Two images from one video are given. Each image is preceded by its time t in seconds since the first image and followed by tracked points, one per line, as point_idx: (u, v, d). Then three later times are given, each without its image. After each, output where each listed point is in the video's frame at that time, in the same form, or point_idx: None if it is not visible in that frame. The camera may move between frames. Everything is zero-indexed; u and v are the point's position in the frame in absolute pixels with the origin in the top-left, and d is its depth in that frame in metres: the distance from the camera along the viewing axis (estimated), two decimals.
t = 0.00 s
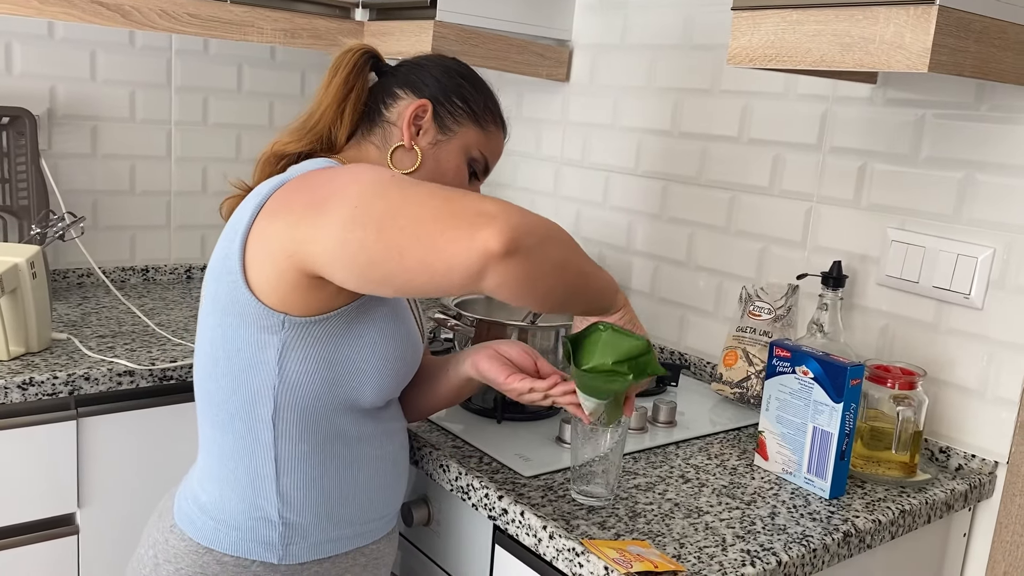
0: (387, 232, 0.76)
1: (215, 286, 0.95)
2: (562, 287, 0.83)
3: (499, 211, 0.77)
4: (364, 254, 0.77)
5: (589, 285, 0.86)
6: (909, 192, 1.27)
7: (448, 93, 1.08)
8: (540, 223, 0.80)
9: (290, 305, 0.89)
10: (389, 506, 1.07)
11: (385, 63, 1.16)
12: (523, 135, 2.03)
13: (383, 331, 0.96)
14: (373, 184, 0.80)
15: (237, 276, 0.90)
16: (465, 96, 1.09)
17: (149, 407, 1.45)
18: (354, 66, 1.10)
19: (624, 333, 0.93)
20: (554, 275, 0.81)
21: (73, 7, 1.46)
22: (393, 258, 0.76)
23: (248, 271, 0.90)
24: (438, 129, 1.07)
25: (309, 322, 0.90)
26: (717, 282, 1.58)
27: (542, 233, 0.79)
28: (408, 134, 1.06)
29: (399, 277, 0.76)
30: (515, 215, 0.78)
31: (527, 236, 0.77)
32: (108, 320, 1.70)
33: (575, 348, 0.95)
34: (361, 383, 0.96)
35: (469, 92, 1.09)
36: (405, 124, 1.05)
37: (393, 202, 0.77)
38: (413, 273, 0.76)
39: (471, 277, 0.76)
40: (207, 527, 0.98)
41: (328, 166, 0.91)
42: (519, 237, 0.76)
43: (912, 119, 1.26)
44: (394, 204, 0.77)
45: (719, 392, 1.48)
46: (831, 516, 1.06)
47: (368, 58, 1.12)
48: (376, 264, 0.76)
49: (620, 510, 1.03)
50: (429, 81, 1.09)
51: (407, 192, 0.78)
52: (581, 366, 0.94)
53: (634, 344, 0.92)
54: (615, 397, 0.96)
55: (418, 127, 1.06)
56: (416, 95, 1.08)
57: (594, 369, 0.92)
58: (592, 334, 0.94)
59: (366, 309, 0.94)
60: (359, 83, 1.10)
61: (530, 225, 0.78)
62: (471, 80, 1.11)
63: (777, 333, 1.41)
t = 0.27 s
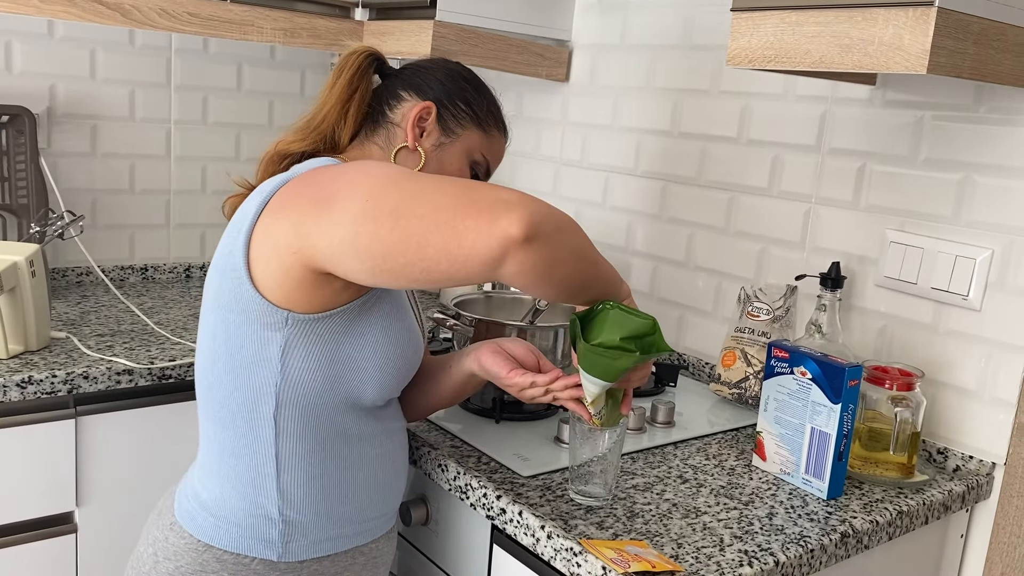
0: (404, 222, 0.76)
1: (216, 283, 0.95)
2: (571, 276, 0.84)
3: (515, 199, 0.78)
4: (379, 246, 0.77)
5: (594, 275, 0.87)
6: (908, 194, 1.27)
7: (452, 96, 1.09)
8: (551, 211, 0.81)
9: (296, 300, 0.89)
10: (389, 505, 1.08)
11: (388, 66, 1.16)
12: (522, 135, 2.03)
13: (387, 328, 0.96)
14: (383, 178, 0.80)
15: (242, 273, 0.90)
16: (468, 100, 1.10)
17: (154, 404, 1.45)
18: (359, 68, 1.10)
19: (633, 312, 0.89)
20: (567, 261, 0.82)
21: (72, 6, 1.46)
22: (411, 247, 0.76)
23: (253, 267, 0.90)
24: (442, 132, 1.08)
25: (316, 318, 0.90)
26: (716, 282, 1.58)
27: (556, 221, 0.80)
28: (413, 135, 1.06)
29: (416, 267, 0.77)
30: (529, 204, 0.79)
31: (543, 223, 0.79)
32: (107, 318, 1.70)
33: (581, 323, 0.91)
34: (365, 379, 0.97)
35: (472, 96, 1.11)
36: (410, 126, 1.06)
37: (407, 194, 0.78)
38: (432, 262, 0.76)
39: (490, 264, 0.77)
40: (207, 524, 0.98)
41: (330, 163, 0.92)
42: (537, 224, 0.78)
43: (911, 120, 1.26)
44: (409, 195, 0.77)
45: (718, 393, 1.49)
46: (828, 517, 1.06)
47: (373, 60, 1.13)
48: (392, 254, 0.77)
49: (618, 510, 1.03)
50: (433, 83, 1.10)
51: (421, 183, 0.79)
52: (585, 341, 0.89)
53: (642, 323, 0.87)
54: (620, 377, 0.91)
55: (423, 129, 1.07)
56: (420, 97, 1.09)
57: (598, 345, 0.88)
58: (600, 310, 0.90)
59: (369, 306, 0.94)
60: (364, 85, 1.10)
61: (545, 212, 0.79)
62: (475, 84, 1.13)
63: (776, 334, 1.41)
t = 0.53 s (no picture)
0: (414, 215, 0.77)
1: (219, 281, 0.95)
2: (577, 270, 0.85)
3: (523, 192, 0.79)
4: (387, 241, 0.77)
5: (599, 269, 0.88)
6: (908, 195, 1.28)
7: (453, 98, 1.09)
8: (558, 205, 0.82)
9: (301, 296, 0.89)
10: (390, 503, 1.08)
11: (389, 67, 1.16)
12: (523, 135, 2.03)
13: (389, 325, 0.96)
14: (389, 173, 0.81)
15: (246, 270, 0.90)
16: (469, 102, 1.10)
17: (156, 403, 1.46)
18: (361, 69, 1.10)
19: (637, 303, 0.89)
20: (575, 254, 0.83)
21: (74, 5, 1.46)
22: (421, 240, 0.76)
23: (257, 264, 0.90)
24: (443, 133, 1.08)
25: (321, 315, 0.90)
26: (716, 283, 1.59)
27: (565, 214, 0.81)
28: (414, 136, 1.07)
29: (426, 260, 0.77)
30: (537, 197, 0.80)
31: (552, 216, 0.79)
32: (108, 317, 1.70)
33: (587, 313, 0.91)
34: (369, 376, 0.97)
35: (473, 98, 1.11)
36: (411, 126, 1.06)
37: (415, 189, 0.78)
38: (443, 255, 0.77)
39: (501, 256, 0.77)
40: (208, 522, 0.98)
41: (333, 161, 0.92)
42: (546, 215, 0.78)
43: (911, 121, 1.27)
44: (417, 190, 0.78)
45: (718, 393, 1.49)
46: (828, 517, 1.06)
47: (375, 62, 1.13)
48: (402, 247, 0.77)
49: (619, 510, 1.03)
50: (435, 84, 1.10)
51: (429, 178, 0.79)
52: (590, 330, 0.89)
53: (647, 313, 0.88)
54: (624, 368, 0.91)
55: (424, 130, 1.07)
56: (421, 98, 1.09)
57: (603, 334, 0.88)
58: (603, 301, 0.90)
59: (371, 304, 0.94)
60: (366, 86, 1.10)
61: (554, 205, 0.80)
62: (476, 85, 1.13)
63: (776, 335, 1.41)
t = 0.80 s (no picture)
0: (416, 213, 0.76)
1: (218, 282, 0.95)
2: (578, 269, 0.85)
3: (525, 191, 0.79)
4: (388, 240, 0.77)
5: (600, 268, 0.88)
6: (908, 197, 1.28)
7: (453, 99, 1.09)
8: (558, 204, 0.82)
9: (301, 296, 0.89)
10: (389, 504, 1.08)
11: (389, 68, 1.16)
12: (523, 136, 2.03)
13: (389, 324, 0.96)
14: (390, 173, 0.80)
15: (246, 271, 0.90)
16: (469, 103, 1.10)
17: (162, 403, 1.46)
18: (360, 70, 1.11)
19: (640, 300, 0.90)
20: (575, 253, 0.83)
21: (74, 5, 1.46)
22: (423, 238, 0.76)
23: (257, 264, 0.90)
24: (442, 134, 1.08)
25: (320, 314, 0.90)
26: (716, 285, 1.59)
27: (565, 212, 0.81)
28: (414, 137, 1.06)
29: (428, 259, 0.77)
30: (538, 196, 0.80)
31: (553, 214, 0.79)
32: (108, 318, 1.70)
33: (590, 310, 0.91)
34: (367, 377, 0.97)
35: (472, 100, 1.11)
36: (410, 127, 1.06)
37: (416, 188, 0.78)
38: (445, 253, 0.77)
39: (504, 254, 0.77)
40: (207, 522, 0.98)
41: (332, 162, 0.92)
42: (549, 213, 0.78)
43: (911, 123, 1.27)
44: (418, 189, 0.78)
45: (718, 395, 1.49)
46: (828, 519, 1.06)
47: (375, 63, 1.13)
48: (403, 246, 0.77)
49: (619, 512, 1.03)
50: (435, 86, 1.10)
51: (429, 177, 0.79)
52: (594, 327, 0.90)
53: (650, 309, 0.88)
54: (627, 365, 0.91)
55: (423, 131, 1.07)
56: (421, 99, 1.09)
57: (608, 330, 0.88)
58: (607, 299, 0.91)
59: (370, 305, 0.94)
60: (365, 87, 1.10)
61: (555, 203, 0.80)
62: (475, 87, 1.13)
63: (776, 337, 1.41)
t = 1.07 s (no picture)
0: (418, 209, 0.76)
1: (216, 283, 0.95)
2: (579, 264, 0.85)
3: (527, 186, 0.79)
4: (390, 237, 0.77)
5: (600, 263, 0.89)
6: (908, 199, 1.28)
7: (451, 101, 1.09)
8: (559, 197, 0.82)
9: (301, 295, 0.89)
10: (387, 506, 1.08)
11: (387, 71, 1.17)
12: (523, 138, 2.03)
13: (388, 324, 0.96)
14: (391, 170, 0.80)
15: (246, 271, 0.90)
16: (466, 105, 1.10)
17: (163, 406, 1.46)
18: (358, 73, 1.11)
19: (640, 290, 0.90)
20: (576, 247, 0.83)
21: (75, 7, 1.46)
22: (426, 234, 0.76)
23: (255, 265, 0.90)
24: (440, 136, 1.08)
25: (320, 314, 0.90)
26: (716, 287, 1.59)
27: (567, 206, 0.81)
28: (411, 139, 1.06)
29: (431, 254, 0.77)
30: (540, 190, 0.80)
31: (555, 208, 0.79)
32: (107, 319, 1.70)
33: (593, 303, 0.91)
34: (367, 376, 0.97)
35: (470, 102, 1.11)
36: (408, 129, 1.06)
37: (417, 184, 0.78)
38: (448, 248, 0.76)
39: (507, 248, 0.77)
40: (206, 524, 0.98)
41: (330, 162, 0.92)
42: (551, 207, 0.79)
43: (912, 126, 1.27)
44: (420, 185, 0.78)
45: (718, 397, 1.49)
46: (828, 522, 1.06)
47: (372, 66, 1.13)
48: (405, 243, 0.77)
49: (619, 514, 1.03)
50: (432, 88, 1.10)
51: (430, 173, 0.79)
52: (598, 319, 0.89)
53: (650, 299, 0.88)
54: (629, 357, 0.91)
55: (421, 132, 1.07)
56: (419, 101, 1.09)
57: (612, 321, 0.88)
58: (607, 291, 0.90)
59: (369, 305, 0.94)
60: (363, 89, 1.10)
61: (557, 197, 0.80)
62: (473, 89, 1.13)
63: (776, 339, 1.41)
